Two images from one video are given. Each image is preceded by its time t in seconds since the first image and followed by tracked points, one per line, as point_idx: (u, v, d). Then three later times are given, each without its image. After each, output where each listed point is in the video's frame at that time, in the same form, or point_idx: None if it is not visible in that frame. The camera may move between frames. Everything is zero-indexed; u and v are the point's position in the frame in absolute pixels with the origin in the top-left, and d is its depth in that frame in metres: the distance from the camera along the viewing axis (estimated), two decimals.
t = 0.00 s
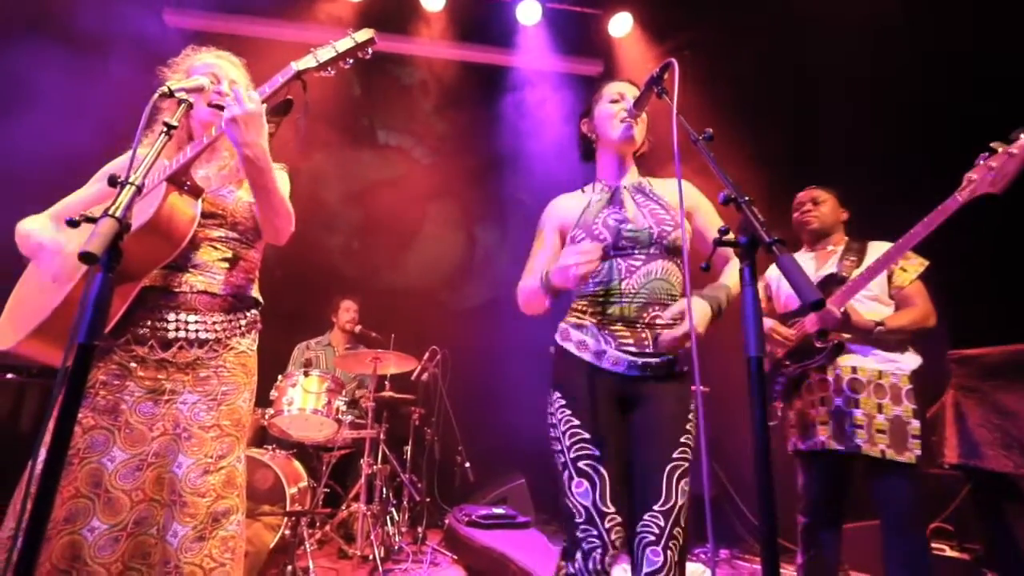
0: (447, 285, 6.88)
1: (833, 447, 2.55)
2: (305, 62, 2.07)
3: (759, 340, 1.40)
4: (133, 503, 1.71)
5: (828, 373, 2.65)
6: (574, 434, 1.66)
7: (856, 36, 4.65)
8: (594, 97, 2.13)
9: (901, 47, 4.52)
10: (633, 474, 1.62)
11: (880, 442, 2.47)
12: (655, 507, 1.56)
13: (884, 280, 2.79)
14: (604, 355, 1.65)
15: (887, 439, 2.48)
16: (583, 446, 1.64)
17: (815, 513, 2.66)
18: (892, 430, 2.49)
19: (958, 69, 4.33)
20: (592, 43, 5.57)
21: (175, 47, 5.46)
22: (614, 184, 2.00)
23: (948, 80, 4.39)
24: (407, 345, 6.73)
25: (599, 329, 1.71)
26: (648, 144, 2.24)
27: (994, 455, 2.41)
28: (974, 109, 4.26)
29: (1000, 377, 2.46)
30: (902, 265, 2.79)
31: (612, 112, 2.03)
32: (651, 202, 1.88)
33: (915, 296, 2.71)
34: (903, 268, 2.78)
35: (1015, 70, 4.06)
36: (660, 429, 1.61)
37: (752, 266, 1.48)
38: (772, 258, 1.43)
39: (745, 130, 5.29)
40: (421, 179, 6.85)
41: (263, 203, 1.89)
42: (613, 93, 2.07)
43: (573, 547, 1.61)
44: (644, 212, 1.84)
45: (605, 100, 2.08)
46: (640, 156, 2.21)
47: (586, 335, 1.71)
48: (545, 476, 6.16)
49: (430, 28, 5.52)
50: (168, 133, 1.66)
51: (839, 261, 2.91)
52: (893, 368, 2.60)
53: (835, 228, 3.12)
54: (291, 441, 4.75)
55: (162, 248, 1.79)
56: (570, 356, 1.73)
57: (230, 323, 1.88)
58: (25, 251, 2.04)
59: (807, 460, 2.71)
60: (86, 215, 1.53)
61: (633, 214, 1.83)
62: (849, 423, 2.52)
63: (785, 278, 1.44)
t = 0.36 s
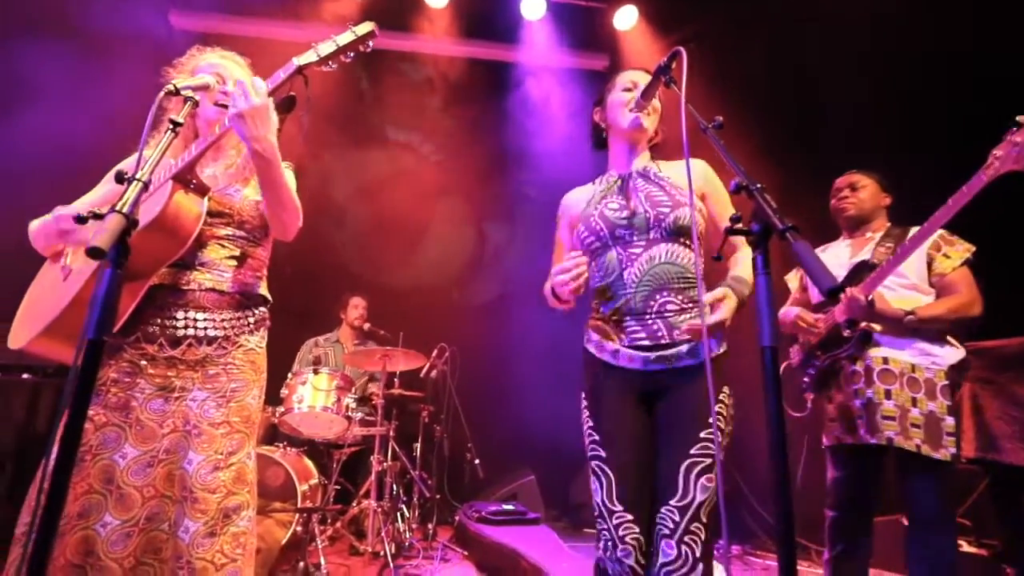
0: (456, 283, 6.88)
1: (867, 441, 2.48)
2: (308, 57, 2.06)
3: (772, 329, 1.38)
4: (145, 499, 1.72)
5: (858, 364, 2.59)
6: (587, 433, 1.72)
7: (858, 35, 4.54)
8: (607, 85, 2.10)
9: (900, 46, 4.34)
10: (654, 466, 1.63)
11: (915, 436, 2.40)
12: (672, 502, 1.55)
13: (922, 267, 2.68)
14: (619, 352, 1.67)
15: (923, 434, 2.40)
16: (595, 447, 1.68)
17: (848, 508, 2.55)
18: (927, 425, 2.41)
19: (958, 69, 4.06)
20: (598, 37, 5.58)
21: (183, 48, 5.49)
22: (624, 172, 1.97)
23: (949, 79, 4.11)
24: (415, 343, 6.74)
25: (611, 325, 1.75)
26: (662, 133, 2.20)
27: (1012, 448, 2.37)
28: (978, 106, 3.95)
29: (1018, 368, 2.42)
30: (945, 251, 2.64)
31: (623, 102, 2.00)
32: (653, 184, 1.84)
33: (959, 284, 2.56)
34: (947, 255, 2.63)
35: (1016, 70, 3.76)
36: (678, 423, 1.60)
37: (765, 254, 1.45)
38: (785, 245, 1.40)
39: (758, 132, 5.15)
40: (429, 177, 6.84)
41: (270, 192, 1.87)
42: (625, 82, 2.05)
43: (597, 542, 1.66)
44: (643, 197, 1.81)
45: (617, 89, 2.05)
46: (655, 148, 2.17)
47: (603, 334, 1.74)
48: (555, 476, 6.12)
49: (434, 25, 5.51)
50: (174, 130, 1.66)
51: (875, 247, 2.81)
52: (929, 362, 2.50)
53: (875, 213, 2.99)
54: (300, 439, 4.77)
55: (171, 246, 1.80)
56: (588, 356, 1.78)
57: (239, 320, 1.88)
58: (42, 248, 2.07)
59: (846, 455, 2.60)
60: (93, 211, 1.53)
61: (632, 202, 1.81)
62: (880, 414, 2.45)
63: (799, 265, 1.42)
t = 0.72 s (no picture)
0: (456, 284, 6.86)
1: (868, 444, 2.48)
2: (309, 56, 2.06)
3: (774, 330, 1.36)
4: (140, 498, 1.70)
5: (860, 366, 2.60)
6: (597, 427, 1.65)
7: (858, 36, 4.58)
8: (610, 83, 2.09)
9: (899, 48, 4.44)
10: (660, 461, 1.63)
11: (916, 440, 2.40)
12: (676, 496, 1.57)
13: (926, 271, 2.67)
14: (622, 351, 1.63)
15: (923, 437, 2.40)
16: (610, 440, 1.62)
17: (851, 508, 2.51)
18: (928, 429, 2.40)
19: (958, 69, 4.21)
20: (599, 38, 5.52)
21: (184, 46, 5.48)
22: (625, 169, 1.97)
23: (949, 79, 4.26)
24: (413, 344, 6.73)
25: (612, 323, 1.69)
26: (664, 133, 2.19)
27: (1013, 452, 2.37)
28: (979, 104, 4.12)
29: (1016, 373, 2.43)
30: (949, 254, 2.63)
31: (625, 101, 2.00)
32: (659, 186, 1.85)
33: (963, 285, 2.55)
34: (952, 258, 2.62)
35: (1016, 70, 3.94)
36: (682, 420, 1.60)
37: (768, 254, 1.43)
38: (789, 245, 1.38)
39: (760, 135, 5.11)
40: (429, 178, 6.84)
41: (285, 172, 1.86)
42: (629, 81, 2.04)
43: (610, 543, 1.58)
44: (649, 198, 1.81)
45: (620, 88, 2.05)
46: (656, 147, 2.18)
47: (603, 334, 1.69)
48: (552, 482, 6.04)
49: (435, 25, 5.51)
50: (173, 126, 1.66)
51: (878, 251, 2.81)
52: (929, 365, 2.50)
53: (877, 215, 2.99)
54: (298, 439, 4.74)
55: (170, 245, 1.79)
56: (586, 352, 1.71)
57: (237, 319, 1.87)
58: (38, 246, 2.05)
59: (844, 453, 2.58)
60: (89, 207, 1.52)
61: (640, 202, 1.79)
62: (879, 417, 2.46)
63: (802, 264, 1.42)
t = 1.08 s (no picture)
0: (446, 280, 6.88)
1: (841, 440, 2.53)
2: (293, 55, 2.01)
3: (760, 327, 1.36)
4: (119, 497, 1.67)
5: (835, 364, 2.63)
6: (557, 423, 1.53)
7: (858, 37, 4.53)
8: (595, 80, 2.09)
9: (890, 50, 4.40)
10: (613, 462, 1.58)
11: (887, 434, 2.46)
12: (664, 488, 1.51)
13: (897, 272, 2.72)
14: (592, 343, 1.59)
15: (894, 432, 2.47)
16: (569, 437, 1.51)
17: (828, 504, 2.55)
18: (899, 424, 2.48)
19: (955, 71, 4.09)
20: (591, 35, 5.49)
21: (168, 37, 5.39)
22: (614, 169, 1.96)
23: (942, 81, 4.19)
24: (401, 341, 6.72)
25: (584, 313, 1.63)
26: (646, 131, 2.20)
27: (987, 445, 2.36)
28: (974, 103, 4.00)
29: (997, 368, 2.38)
30: (917, 257, 2.71)
31: (610, 98, 1.99)
32: (645, 199, 1.87)
33: (928, 288, 2.64)
34: (919, 261, 2.70)
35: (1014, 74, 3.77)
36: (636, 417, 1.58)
37: (753, 249, 1.43)
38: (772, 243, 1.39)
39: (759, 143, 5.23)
40: (417, 175, 6.81)
41: (264, 177, 1.81)
42: (614, 78, 2.03)
43: (563, 543, 1.47)
44: (640, 206, 1.82)
45: (605, 85, 2.04)
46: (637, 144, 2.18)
47: (572, 322, 1.62)
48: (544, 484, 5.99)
49: (423, 20, 5.46)
50: (151, 118, 1.62)
51: (852, 252, 2.85)
52: (901, 362, 2.58)
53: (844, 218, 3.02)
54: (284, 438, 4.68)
55: (149, 241, 1.74)
56: (552, 340, 1.62)
57: (219, 316, 1.83)
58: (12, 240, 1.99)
59: (818, 450, 2.62)
60: (62, 199, 1.48)
61: (632, 208, 1.77)
62: (855, 414, 2.50)
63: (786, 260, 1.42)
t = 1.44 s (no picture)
0: (441, 276, 6.91)
1: (814, 432, 2.57)
2: (281, 47, 1.96)
3: (746, 321, 1.38)
4: (104, 490, 1.65)
5: (808, 359, 2.68)
6: (546, 417, 1.51)
7: (858, 34, 4.54)
8: (585, 68, 2.08)
9: (892, 46, 4.43)
10: (593, 460, 1.57)
11: (857, 426, 2.49)
12: (633, 484, 1.53)
13: (868, 269, 2.78)
14: (581, 333, 1.59)
15: (865, 425, 2.49)
16: (557, 431, 1.50)
17: (805, 500, 2.59)
18: (869, 416, 2.50)
19: (955, 67, 4.16)
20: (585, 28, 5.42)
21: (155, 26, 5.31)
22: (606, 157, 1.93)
23: (942, 79, 4.23)
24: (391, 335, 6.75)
25: (575, 301, 1.63)
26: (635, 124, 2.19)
27: (970, 440, 2.38)
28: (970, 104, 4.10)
29: (982, 365, 2.40)
30: (885, 255, 2.76)
31: (602, 87, 2.00)
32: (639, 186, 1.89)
33: (896, 286, 2.69)
34: (887, 258, 2.75)
35: (1015, 70, 3.86)
36: (616, 414, 1.58)
37: (740, 244, 1.44)
38: (760, 237, 1.40)
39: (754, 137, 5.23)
40: (409, 168, 6.78)
41: (248, 173, 1.79)
42: (605, 68, 2.03)
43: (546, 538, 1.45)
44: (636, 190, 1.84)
45: (594, 74, 2.03)
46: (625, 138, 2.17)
47: (562, 311, 1.61)
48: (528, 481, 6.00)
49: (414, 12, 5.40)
50: (137, 106, 1.60)
51: (824, 250, 2.87)
52: (870, 357, 2.60)
53: (814, 219, 3.04)
54: (274, 432, 4.66)
55: (134, 232, 1.72)
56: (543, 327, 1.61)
57: (205, 309, 1.81)
58: None
59: (792, 446, 2.67)
60: (44, 186, 1.45)
61: (629, 192, 1.79)
62: (827, 408, 2.55)
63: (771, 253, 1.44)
